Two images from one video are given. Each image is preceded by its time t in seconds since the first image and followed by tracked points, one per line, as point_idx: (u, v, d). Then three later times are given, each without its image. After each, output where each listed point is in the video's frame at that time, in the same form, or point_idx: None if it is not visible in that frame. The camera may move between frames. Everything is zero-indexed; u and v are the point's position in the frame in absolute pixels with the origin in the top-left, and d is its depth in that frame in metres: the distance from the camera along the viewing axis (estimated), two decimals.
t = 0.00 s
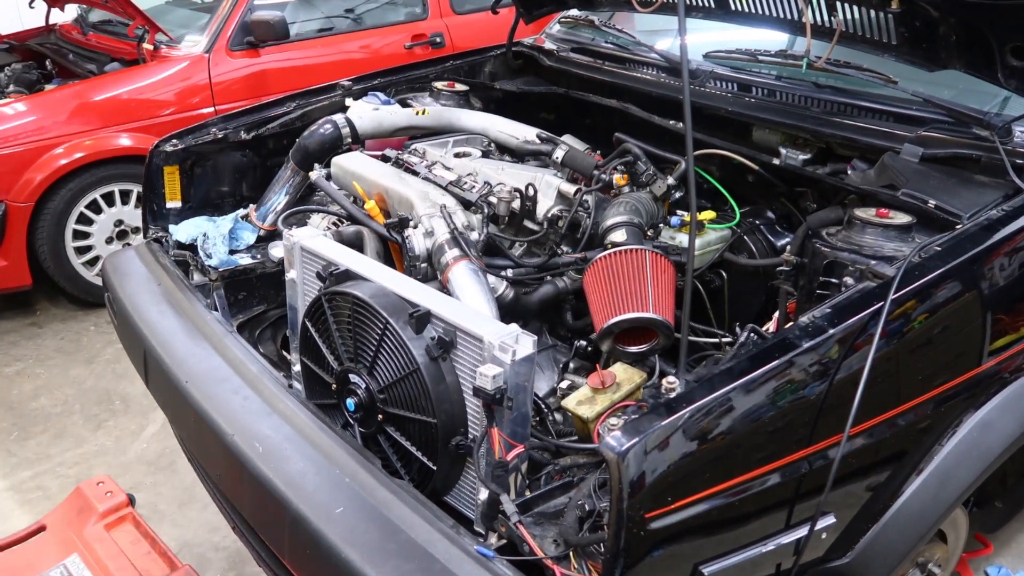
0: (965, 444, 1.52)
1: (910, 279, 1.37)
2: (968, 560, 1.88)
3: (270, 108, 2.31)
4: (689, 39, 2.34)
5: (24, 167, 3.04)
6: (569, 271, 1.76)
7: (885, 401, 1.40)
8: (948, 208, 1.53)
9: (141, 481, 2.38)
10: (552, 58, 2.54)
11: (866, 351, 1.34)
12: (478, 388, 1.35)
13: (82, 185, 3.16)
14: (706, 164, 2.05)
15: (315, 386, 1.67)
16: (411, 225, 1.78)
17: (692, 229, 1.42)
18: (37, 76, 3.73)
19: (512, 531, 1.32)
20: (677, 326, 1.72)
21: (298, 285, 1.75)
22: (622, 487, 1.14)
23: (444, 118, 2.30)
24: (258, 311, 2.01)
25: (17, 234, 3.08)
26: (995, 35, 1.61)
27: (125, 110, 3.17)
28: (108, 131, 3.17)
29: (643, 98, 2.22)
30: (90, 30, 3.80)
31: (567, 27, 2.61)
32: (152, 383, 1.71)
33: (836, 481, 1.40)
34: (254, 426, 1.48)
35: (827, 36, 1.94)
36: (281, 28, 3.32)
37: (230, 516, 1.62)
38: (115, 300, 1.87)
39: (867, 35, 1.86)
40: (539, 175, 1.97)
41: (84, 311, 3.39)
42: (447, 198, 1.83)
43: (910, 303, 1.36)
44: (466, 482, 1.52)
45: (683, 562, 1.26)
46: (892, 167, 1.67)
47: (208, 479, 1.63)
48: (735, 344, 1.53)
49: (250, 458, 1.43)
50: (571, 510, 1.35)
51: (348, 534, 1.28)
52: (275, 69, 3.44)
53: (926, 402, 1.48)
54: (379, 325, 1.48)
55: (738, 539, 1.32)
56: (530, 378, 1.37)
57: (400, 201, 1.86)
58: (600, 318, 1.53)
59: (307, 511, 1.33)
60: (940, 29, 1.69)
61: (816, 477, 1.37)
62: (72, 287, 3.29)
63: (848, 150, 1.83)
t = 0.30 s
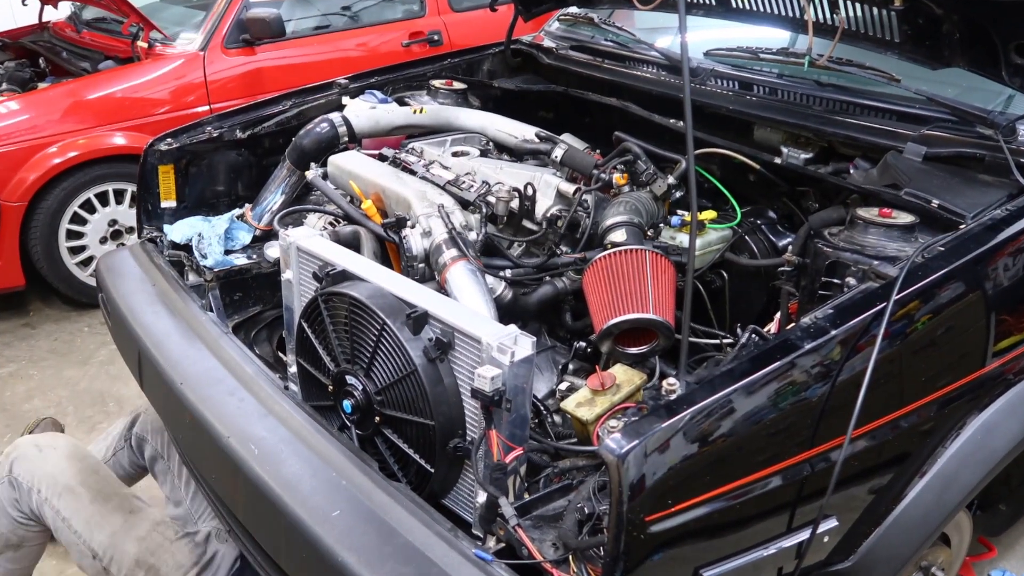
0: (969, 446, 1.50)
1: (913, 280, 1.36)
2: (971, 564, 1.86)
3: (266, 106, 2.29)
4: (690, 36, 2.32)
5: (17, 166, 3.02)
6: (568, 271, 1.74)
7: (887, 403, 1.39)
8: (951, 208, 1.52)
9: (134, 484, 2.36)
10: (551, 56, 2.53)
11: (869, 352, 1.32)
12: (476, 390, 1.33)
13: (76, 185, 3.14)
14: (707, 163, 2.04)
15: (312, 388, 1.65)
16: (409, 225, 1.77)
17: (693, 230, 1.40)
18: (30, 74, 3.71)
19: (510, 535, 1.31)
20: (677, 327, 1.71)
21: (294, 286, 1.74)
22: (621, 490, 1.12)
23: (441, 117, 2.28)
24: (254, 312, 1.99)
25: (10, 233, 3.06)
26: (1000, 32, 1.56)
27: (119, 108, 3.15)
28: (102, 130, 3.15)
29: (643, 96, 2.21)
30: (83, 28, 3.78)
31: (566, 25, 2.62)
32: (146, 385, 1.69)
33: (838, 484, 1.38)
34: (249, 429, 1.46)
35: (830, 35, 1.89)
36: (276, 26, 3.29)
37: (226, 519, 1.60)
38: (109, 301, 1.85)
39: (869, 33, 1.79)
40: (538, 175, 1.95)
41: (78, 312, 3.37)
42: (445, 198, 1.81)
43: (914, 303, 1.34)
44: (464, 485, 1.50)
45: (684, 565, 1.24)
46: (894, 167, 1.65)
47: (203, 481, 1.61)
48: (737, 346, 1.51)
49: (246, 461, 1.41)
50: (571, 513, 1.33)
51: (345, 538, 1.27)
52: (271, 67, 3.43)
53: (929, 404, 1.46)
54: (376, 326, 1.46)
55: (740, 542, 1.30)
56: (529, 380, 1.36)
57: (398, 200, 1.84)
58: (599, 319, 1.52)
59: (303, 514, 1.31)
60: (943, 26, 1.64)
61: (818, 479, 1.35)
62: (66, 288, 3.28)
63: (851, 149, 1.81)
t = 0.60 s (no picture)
0: (973, 449, 1.48)
1: (916, 280, 1.34)
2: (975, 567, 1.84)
3: (261, 105, 2.28)
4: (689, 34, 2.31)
5: (10, 165, 3.00)
6: (567, 271, 1.72)
7: (890, 405, 1.37)
8: (955, 208, 1.50)
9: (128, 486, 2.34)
10: (550, 54, 2.51)
11: (871, 354, 1.30)
12: (475, 391, 1.31)
13: (69, 184, 3.13)
14: (708, 163, 2.02)
15: (308, 389, 1.63)
16: (406, 225, 1.75)
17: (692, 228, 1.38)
18: (22, 72, 3.69)
19: (508, 538, 1.29)
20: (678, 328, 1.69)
21: (290, 286, 1.72)
22: (621, 492, 1.11)
23: (439, 115, 2.27)
24: (250, 313, 1.97)
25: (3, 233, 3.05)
26: (1004, 30, 1.55)
27: (112, 107, 3.13)
28: (96, 129, 3.14)
29: (642, 94, 2.19)
30: (77, 26, 3.77)
31: (565, 23, 2.60)
32: (141, 387, 1.68)
33: (841, 487, 1.37)
34: (245, 431, 1.44)
35: (831, 32, 1.87)
36: (272, 23, 3.23)
37: (222, 522, 1.58)
38: (103, 302, 1.83)
39: (872, 31, 1.78)
40: (537, 174, 1.94)
41: (71, 313, 3.35)
42: (442, 198, 1.80)
43: (917, 304, 1.32)
44: (463, 487, 1.48)
45: (685, 570, 1.23)
46: (898, 166, 1.63)
47: (198, 484, 1.60)
48: (738, 347, 1.49)
49: (241, 463, 1.39)
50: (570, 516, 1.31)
51: (342, 542, 1.25)
52: (266, 65, 3.41)
53: (932, 406, 1.44)
54: (373, 327, 1.44)
55: (741, 546, 1.29)
56: (528, 381, 1.34)
57: (395, 200, 1.82)
58: (599, 320, 1.50)
59: (299, 517, 1.29)
60: (946, 24, 1.63)
61: (821, 482, 1.34)
62: (59, 288, 3.26)
63: (852, 148, 1.79)
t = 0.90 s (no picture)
0: (977, 451, 1.46)
1: (919, 281, 1.32)
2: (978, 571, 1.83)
3: (257, 103, 2.26)
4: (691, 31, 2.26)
5: (3, 163, 2.99)
6: (566, 272, 1.71)
7: (893, 407, 1.35)
8: (959, 207, 1.48)
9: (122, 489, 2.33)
10: (548, 52, 2.49)
11: (874, 355, 1.28)
12: (473, 393, 1.30)
13: (63, 183, 3.11)
14: (709, 162, 2.00)
15: (305, 391, 1.61)
16: (404, 224, 1.74)
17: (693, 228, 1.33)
18: (16, 70, 3.67)
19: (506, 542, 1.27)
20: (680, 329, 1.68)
21: (286, 287, 1.70)
22: (621, 495, 1.09)
23: (437, 114, 2.26)
24: (246, 314, 1.95)
25: None
26: (1007, 27, 1.54)
27: (106, 105, 3.11)
28: (89, 128, 3.12)
29: (642, 92, 2.18)
30: (70, 23, 3.76)
31: (565, 21, 2.58)
32: (136, 389, 1.66)
33: (843, 489, 1.35)
34: (241, 433, 1.43)
35: (833, 30, 1.87)
36: (269, 21, 3.21)
37: (217, 526, 1.56)
38: (97, 303, 1.81)
39: (876, 28, 1.78)
40: (536, 173, 1.93)
41: (65, 314, 3.33)
42: (440, 197, 1.78)
43: (920, 305, 1.31)
44: (460, 490, 1.47)
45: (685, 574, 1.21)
46: (900, 166, 1.62)
47: (193, 487, 1.58)
48: (740, 348, 1.48)
49: (236, 466, 1.37)
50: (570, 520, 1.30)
51: (338, 546, 1.23)
52: (263, 63, 3.39)
53: (936, 408, 1.42)
54: (370, 328, 1.42)
55: (742, 550, 1.27)
56: (527, 383, 1.32)
57: (392, 199, 1.81)
58: (599, 321, 1.48)
59: (295, 520, 1.28)
60: (950, 22, 1.62)
61: (823, 485, 1.32)
62: (53, 289, 3.24)
63: (854, 147, 1.77)
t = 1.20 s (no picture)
0: (980, 454, 1.44)
1: (922, 281, 1.30)
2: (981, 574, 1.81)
3: (252, 101, 2.24)
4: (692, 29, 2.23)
5: None
6: (565, 272, 1.69)
7: (896, 408, 1.33)
8: (962, 207, 1.47)
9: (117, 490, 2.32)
10: (547, 50, 2.47)
11: (877, 356, 1.27)
12: (471, 395, 1.28)
13: (56, 183, 3.10)
14: (710, 161, 1.99)
15: (301, 392, 1.59)
16: (400, 224, 1.72)
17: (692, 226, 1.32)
18: (9, 68, 3.65)
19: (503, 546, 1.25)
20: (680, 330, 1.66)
21: (281, 287, 1.68)
22: (621, 499, 1.07)
23: (434, 112, 2.24)
24: (241, 315, 1.95)
25: None
26: (1010, 22, 1.57)
27: (100, 104, 3.10)
28: (83, 126, 3.10)
29: (642, 90, 2.16)
30: (64, 21, 3.75)
31: (564, 18, 2.55)
32: (130, 390, 1.64)
33: (845, 492, 1.33)
34: (235, 435, 1.41)
35: (836, 28, 1.89)
36: (264, 19, 3.19)
37: (212, 529, 1.55)
38: (90, 304, 1.80)
39: (878, 26, 1.81)
40: (535, 173, 1.91)
41: (59, 315, 3.32)
42: (438, 196, 1.76)
43: (923, 306, 1.29)
44: (458, 493, 1.45)
45: None
46: (903, 165, 1.60)
47: (188, 489, 1.56)
48: (741, 349, 1.46)
49: (231, 468, 1.36)
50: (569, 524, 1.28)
51: (335, 549, 1.21)
52: (257, 61, 3.37)
53: (939, 410, 1.41)
54: (367, 329, 1.41)
55: (744, 553, 1.25)
56: (525, 384, 1.31)
57: (389, 199, 1.79)
58: (599, 321, 1.46)
59: (290, 523, 1.26)
60: (954, 19, 1.65)
61: (825, 488, 1.30)
62: (47, 289, 3.23)
63: (857, 146, 1.76)
